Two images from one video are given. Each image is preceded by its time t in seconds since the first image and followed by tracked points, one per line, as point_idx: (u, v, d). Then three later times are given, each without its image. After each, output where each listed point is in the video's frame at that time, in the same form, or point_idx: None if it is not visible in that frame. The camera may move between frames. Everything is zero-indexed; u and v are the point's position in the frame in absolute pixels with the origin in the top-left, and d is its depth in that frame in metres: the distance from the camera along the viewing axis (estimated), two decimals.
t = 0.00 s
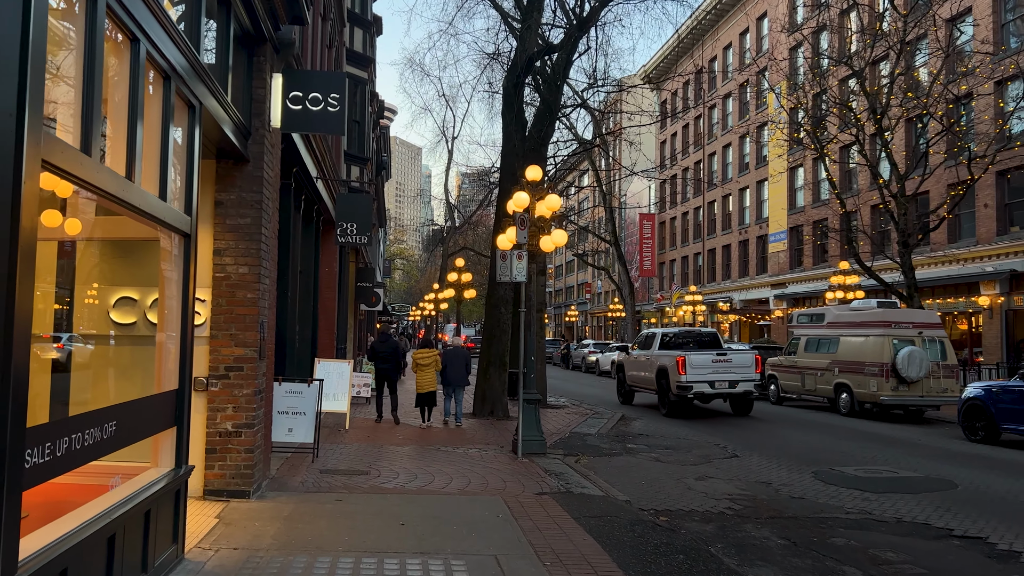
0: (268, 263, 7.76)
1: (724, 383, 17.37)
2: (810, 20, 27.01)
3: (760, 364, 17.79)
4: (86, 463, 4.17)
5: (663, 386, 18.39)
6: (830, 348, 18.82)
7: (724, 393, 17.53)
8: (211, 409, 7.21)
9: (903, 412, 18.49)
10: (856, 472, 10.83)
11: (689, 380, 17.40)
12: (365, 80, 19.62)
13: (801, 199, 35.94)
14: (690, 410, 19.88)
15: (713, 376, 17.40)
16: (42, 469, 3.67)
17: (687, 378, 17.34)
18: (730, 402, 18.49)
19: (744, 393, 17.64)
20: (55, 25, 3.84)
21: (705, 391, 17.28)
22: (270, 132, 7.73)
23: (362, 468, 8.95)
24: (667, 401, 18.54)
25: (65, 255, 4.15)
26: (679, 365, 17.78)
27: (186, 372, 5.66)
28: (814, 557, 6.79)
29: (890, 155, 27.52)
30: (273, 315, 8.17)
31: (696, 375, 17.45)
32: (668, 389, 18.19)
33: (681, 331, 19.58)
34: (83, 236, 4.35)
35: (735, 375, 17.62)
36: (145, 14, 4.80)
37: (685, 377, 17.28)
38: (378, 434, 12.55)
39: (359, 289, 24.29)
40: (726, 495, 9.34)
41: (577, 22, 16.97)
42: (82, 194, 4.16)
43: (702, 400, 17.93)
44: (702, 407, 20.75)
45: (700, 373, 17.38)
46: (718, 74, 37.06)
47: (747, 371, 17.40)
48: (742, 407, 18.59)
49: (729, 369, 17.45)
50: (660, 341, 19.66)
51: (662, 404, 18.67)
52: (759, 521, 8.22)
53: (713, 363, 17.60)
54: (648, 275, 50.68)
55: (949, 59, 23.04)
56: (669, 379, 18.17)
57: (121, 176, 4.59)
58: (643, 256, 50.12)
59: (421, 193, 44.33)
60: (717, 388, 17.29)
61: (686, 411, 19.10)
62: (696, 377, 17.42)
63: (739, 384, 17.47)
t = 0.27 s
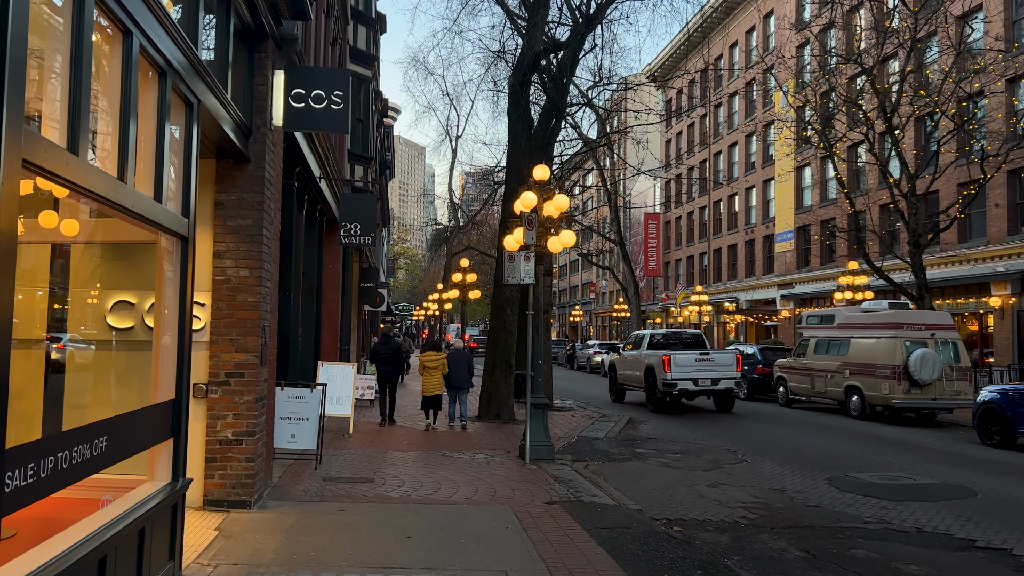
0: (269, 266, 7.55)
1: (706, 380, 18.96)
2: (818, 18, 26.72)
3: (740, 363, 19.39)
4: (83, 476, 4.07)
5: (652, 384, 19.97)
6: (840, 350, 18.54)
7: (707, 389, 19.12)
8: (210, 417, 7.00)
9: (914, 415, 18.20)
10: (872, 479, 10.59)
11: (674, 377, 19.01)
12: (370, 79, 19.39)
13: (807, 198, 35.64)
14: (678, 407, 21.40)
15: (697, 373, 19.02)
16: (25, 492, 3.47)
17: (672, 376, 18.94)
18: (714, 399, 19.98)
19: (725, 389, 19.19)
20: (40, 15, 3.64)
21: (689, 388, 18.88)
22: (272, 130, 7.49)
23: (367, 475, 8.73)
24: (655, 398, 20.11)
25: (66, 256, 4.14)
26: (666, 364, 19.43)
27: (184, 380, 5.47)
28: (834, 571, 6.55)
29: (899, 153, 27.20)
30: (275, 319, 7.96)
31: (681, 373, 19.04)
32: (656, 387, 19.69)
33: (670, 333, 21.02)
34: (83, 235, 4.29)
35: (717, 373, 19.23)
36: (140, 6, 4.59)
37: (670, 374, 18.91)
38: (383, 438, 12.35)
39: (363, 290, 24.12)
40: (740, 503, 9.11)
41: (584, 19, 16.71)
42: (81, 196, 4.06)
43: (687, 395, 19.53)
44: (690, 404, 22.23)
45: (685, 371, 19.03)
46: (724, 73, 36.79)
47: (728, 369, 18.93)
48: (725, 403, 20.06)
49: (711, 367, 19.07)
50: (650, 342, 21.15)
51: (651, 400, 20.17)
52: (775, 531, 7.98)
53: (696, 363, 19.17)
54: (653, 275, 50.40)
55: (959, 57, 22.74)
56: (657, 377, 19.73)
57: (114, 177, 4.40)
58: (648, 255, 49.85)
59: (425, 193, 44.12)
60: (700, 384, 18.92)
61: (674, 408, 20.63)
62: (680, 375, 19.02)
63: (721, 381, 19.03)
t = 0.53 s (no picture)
0: (270, 261, 7.32)
1: (689, 378, 19.76)
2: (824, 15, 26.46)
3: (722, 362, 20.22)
4: (75, 479, 3.90)
5: (638, 381, 20.78)
6: (848, 350, 18.30)
7: (690, 387, 19.98)
8: (209, 417, 6.77)
9: (923, 416, 17.95)
10: (887, 481, 10.34)
11: (659, 375, 19.87)
12: (372, 75, 19.13)
13: (812, 198, 35.40)
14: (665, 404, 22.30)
15: (680, 372, 19.87)
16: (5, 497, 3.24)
17: (656, 374, 19.80)
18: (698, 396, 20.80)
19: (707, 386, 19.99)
20: None
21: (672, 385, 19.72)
22: (273, 121, 7.25)
23: (370, 477, 8.50)
24: (641, 395, 20.93)
25: (65, 253, 4.09)
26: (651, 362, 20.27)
27: (180, 379, 5.22)
28: None
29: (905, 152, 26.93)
30: (275, 317, 7.73)
31: (664, 371, 19.85)
32: (641, 384, 20.56)
33: (656, 333, 21.88)
34: (82, 233, 4.22)
35: (700, 371, 20.09)
36: None
37: (655, 372, 19.78)
38: (386, 438, 12.11)
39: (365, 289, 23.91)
40: (753, 506, 8.87)
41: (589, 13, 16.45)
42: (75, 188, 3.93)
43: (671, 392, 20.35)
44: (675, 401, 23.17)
45: (668, 369, 19.88)
46: (728, 71, 36.55)
47: (709, 367, 19.73)
48: (708, 400, 20.89)
49: (694, 365, 19.92)
50: (637, 341, 22.00)
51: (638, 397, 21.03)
52: (791, 535, 7.74)
53: (679, 361, 19.99)
54: (655, 274, 50.17)
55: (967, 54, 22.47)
56: (642, 375, 20.59)
57: (103, 161, 4.17)
58: (651, 255, 49.60)
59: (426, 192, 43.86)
60: (683, 382, 19.78)
61: (659, 404, 21.45)
62: (664, 373, 19.84)
63: (703, 379, 19.83)
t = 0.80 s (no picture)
0: (268, 260, 7.07)
1: (673, 375, 20.66)
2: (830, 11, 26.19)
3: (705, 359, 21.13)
4: (69, 488, 3.74)
5: (626, 378, 21.64)
6: (856, 350, 18.03)
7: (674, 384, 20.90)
8: (205, 421, 6.52)
9: (933, 417, 17.68)
10: (901, 485, 10.08)
11: (644, 372, 20.80)
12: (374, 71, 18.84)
13: (816, 196, 35.13)
14: (651, 400, 23.29)
15: (664, 370, 20.79)
16: None
17: (641, 372, 20.73)
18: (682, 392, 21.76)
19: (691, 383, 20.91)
20: None
21: (657, 382, 20.66)
22: (272, 115, 7.00)
23: (372, 483, 8.26)
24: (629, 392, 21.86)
25: (59, 250, 4.11)
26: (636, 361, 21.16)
27: (173, 383, 4.95)
28: None
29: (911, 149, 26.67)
30: (274, 317, 7.48)
31: (650, 369, 20.76)
32: (628, 382, 21.48)
33: (642, 332, 22.79)
34: (81, 233, 4.23)
35: (684, 369, 21.00)
36: None
37: (640, 370, 20.71)
38: (387, 440, 11.85)
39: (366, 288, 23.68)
40: (766, 512, 8.61)
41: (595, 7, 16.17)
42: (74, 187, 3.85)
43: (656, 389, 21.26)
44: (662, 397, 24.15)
45: (654, 368, 20.80)
46: (731, 68, 36.28)
47: (692, 365, 20.63)
48: (692, 396, 21.82)
49: (677, 363, 20.83)
50: (624, 340, 22.89)
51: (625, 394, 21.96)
52: (808, 543, 7.49)
53: (663, 359, 20.90)
54: (658, 273, 49.93)
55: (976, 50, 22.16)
56: (629, 373, 21.51)
57: (89, 153, 3.89)
58: (653, 253, 49.31)
59: (428, 190, 43.59)
60: (667, 379, 20.71)
61: (647, 401, 22.36)
62: (649, 371, 20.74)
63: (686, 375, 20.75)
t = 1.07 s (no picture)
0: (269, 259, 6.84)
1: (658, 374, 21.85)
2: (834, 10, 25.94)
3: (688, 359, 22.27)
4: (56, 501, 3.54)
5: (615, 378, 22.80)
6: (864, 351, 17.80)
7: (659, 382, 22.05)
8: (203, 426, 6.30)
9: (942, 419, 17.44)
10: (916, 491, 9.84)
11: (631, 372, 21.97)
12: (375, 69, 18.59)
13: (820, 196, 34.90)
14: (640, 398, 24.43)
15: (649, 369, 21.95)
16: None
17: (628, 371, 21.88)
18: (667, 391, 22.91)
19: (675, 381, 22.07)
20: None
21: (643, 381, 21.82)
22: (272, 109, 6.79)
23: (375, 488, 8.03)
24: (617, 391, 23.02)
25: (59, 250, 3.98)
26: (623, 361, 22.32)
27: (167, 388, 4.70)
28: None
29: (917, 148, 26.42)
30: (275, 318, 7.26)
31: (637, 369, 21.99)
32: (616, 381, 22.61)
33: (630, 334, 23.95)
34: (81, 232, 4.12)
35: (668, 368, 22.16)
36: None
37: (627, 370, 21.86)
38: (390, 444, 11.62)
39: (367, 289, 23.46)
40: (780, 518, 8.38)
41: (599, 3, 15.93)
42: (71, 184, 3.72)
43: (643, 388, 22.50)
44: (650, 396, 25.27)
45: (640, 367, 21.96)
46: (734, 67, 36.06)
47: (676, 365, 21.79)
48: (677, 395, 22.97)
49: (662, 363, 21.99)
50: (613, 341, 24.05)
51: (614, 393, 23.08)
52: (825, 551, 7.26)
53: (649, 360, 22.09)
54: (659, 274, 49.71)
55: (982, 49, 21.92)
56: (616, 373, 22.67)
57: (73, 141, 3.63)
58: (655, 254, 49.07)
59: (428, 191, 43.34)
60: (653, 377, 21.86)
61: (634, 398, 23.57)
62: (636, 370, 21.95)
63: (670, 374, 21.95)
